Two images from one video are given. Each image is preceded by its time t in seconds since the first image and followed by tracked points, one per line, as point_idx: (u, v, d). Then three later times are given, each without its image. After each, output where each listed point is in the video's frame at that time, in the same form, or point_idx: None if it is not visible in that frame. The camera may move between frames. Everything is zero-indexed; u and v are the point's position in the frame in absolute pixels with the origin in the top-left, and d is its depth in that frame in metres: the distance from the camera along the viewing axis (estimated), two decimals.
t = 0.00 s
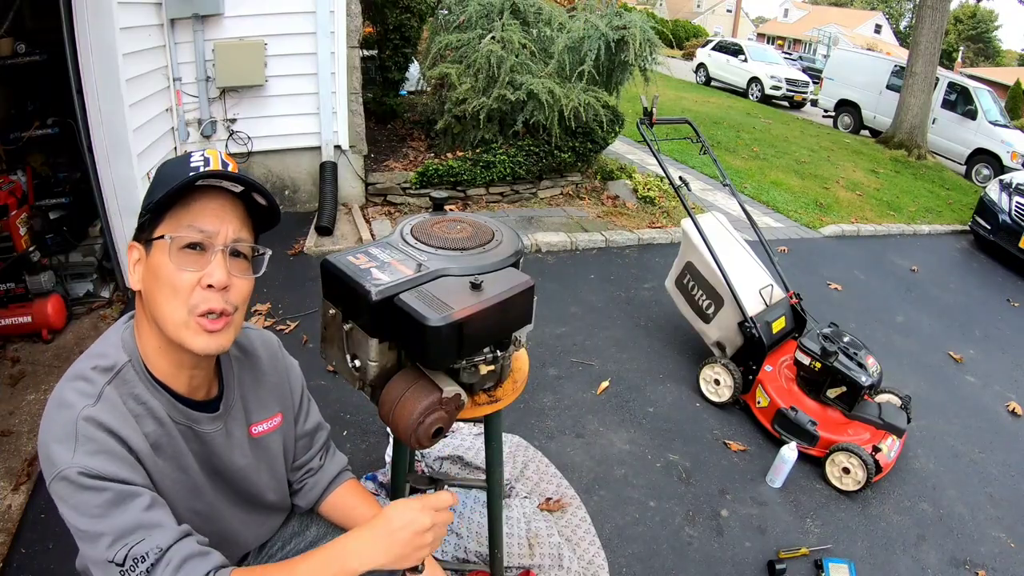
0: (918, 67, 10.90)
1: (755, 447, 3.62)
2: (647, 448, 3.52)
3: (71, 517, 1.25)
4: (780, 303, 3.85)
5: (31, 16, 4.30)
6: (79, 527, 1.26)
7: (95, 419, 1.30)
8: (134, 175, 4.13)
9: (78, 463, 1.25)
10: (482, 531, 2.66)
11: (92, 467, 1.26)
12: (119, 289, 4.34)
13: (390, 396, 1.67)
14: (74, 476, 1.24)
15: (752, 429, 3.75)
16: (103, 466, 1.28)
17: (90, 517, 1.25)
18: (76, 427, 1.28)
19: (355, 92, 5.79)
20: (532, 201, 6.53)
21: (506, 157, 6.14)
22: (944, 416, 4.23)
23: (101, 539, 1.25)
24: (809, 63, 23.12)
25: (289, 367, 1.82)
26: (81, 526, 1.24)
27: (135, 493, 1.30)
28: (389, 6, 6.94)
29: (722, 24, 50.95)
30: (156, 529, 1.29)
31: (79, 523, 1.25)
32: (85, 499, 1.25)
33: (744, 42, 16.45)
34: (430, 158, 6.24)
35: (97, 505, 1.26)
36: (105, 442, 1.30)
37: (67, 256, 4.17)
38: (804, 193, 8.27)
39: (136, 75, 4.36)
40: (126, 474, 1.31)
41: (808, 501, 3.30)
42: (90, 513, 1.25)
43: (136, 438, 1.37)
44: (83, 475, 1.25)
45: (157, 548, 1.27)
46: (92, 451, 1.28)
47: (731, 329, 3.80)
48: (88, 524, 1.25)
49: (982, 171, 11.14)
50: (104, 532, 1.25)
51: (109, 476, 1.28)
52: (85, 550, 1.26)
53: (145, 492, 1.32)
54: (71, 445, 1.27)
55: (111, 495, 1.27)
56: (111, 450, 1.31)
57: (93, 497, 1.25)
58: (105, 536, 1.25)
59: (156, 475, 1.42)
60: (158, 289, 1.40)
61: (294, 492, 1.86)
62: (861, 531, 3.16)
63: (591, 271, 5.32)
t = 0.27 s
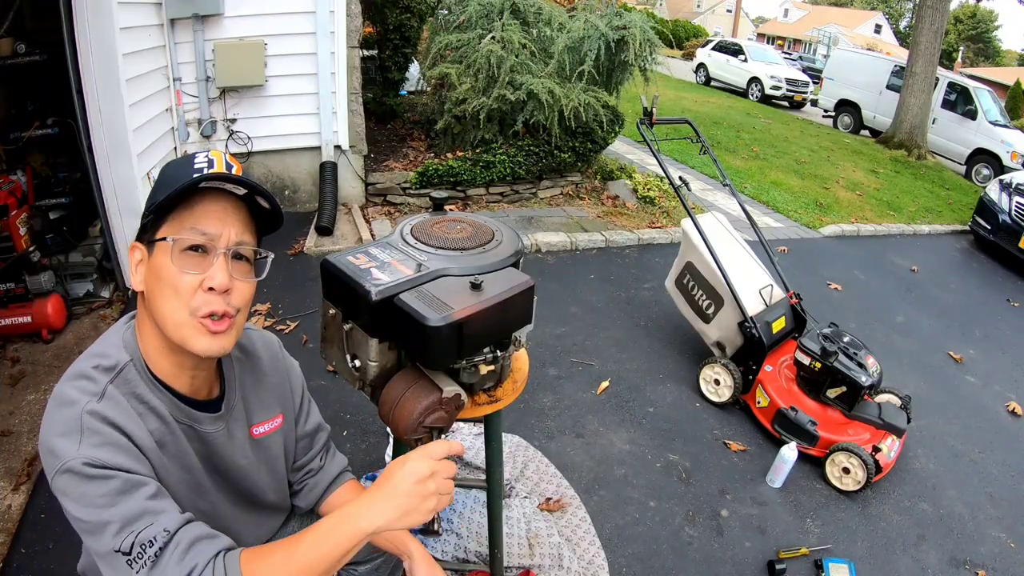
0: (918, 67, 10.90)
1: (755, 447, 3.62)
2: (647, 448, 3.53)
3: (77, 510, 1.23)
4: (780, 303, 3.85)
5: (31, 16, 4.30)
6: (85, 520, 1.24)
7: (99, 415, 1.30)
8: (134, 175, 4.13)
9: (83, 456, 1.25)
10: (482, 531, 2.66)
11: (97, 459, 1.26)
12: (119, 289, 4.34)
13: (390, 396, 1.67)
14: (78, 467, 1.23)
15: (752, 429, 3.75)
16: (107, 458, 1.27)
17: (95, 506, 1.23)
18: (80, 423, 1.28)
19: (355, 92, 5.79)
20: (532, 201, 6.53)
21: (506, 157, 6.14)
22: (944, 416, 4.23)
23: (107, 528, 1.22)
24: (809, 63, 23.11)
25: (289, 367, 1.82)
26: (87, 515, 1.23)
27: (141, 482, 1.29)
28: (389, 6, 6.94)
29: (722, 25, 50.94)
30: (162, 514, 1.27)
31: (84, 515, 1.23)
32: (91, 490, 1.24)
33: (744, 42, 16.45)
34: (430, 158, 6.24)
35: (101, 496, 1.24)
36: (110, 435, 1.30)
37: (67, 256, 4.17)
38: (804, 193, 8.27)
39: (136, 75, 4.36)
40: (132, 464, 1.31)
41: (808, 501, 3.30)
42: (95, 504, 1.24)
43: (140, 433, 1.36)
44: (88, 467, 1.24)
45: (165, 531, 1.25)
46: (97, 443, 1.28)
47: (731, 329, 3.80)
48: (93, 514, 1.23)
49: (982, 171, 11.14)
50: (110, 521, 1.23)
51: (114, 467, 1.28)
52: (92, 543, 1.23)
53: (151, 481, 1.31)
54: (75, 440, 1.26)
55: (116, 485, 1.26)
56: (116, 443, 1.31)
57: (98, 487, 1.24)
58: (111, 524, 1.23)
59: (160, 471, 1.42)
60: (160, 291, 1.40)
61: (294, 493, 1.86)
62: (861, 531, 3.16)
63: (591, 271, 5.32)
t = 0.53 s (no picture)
0: (918, 67, 10.89)
1: (755, 447, 3.62)
2: (647, 448, 3.53)
3: (81, 505, 1.23)
4: (780, 303, 3.85)
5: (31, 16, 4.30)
6: (90, 515, 1.24)
7: (100, 412, 1.30)
8: (134, 175, 4.13)
9: (86, 451, 1.25)
10: (482, 531, 2.65)
11: (99, 454, 1.26)
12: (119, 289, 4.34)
13: (389, 396, 1.67)
14: (81, 463, 1.23)
15: (752, 429, 3.75)
16: (109, 453, 1.27)
17: (100, 501, 1.23)
18: (80, 420, 1.28)
19: (355, 92, 5.79)
20: (532, 201, 6.53)
21: (506, 157, 6.14)
22: (944, 416, 4.23)
23: (114, 522, 1.23)
24: (809, 63, 23.11)
25: (290, 367, 1.81)
26: (93, 510, 1.23)
27: (144, 475, 1.29)
28: (389, 6, 6.94)
29: (722, 24, 50.93)
30: (168, 504, 1.27)
31: (90, 509, 1.23)
32: (94, 485, 1.24)
33: (744, 42, 16.45)
34: (430, 158, 6.24)
35: (106, 490, 1.24)
36: (111, 431, 1.30)
37: (67, 256, 4.17)
38: (804, 193, 8.27)
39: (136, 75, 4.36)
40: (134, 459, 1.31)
41: (808, 501, 3.30)
42: (100, 499, 1.24)
43: (141, 430, 1.36)
44: (91, 462, 1.24)
45: (172, 520, 1.25)
46: (98, 440, 1.28)
47: (731, 329, 3.80)
48: (99, 509, 1.23)
49: (982, 171, 11.14)
50: (116, 513, 1.23)
51: (117, 461, 1.27)
52: (98, 537, 1.23)
53: (154, 473, 1.31)
54: (77, 436, 1.27)
55: (120, 479, 1.26)
56: (117, 438, 1.31)
57: (101, 483, 1.24)
58: (118, 517, 1.23)
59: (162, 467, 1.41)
60: (157, 289, 1.39)
61: (294, 493, 1.86)
62: (861, 531, 3.16)
63: (591, 271, 5.32)
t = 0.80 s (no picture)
0: (918, 67, 10.89)
1: (755, 447, 3.62)
2: (647, 448, 3.52)
3: (77, 518, 1.24)
4: (780, 303, 3.85)
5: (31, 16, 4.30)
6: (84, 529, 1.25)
7: (96, 417, 1.30)
8: (134, 175, 4.13)
9: (81, 463, 1.25)
10: (482, 531, 2.66)
11: (95, 468, 1.25)
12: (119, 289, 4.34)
13: (390, 396, 1.67)
14: (77, 477, 1.24)
15: (752, 429, 3.75)
16: (105, 465, 1.27)
17: (95, 516, 1.25)
18: (76, 425, 1.28)
19: (355, 92, 5.79)
20: (532, 201, 6.53)
21: (506, 157, 6.14)
22: (944, 415, 4.24)
23: (107, 541, 1.25)
24: (809, 63, 23.09)
25: (289, 363, 1.82)
26: (85, 526, 1.24)
27: (139, 494, 1.30)
28: (389, 6, 6.93)
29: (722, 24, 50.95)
30: (162, 531, 1.30)
31: (83, 523, 1.24)
32: (90, 500, 1.24)
33: (744, 42, 16.45)
34: (430, 158, 6.24)
35: (101, 506, 1.25)
36: (106, 439, 1.30)
37: (67, 256, 4.17)
38: (804, 193, 8.27)
39: (136, 75, 4.36)
40: (130, 471, 1.30)
41: (808, 501, 3.30)
42: (95, 514, 1.25)
43: (138, 434, 1.36)
44: (87, 476, 1.24)
45: (163, 550, 1.28)
46: (92, 450, 1.27)
47: (731, 329, 3.80)
48: (92, 526, 1.24)
49: (982, 171, 11.14)
50: (109, 533, 1.25)
51: (112, 476, 1.27)
52: (91, 550, 1.25)
53: (150, 492, 1.32)
54: (73, 444, 1.27)
55: (115, 496, 1.26)
56: (113, 448, 1.30)
57: (97, 498, 1.25)
58: (111, 537, 1.25)
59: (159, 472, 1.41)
60: (150, 287, 1.40)
61: (294, 489, 1.85)
62: (861, 531, 3.16)
63: (591, 271, 5.32)
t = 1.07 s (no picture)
0: (918, 67, 10.89)
1: (755, 447, 3.62)
2: (647, 448, 3.52)
3: (68, 528, 1.26)
4: (780, 303, 3.85)
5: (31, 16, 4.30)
6: (73, 539, 1.27)
7: (93, 425, 1.30)
8: (134, 175, 4.13)
9: (75, 476, 1.26)
10: (482, 531, 2.65)
11: (89, 481, 1.26)
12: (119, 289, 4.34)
13: (390, 396, 1.67)
14: (71, 489, 1.25)
15: (752, 429, 3.75)
16: (98, 479, 1.28)
17: (86, 529, 1.27)
18: (74, 433, 1.28)
19: (355, 92, 5.79)
20: (532, 201, 6.53)
21: (506, 157, 6.14)
22: (944, 415, 4.24)
23: (94, 554, 1.28)
24: (809, 63, 23.08)
25: (289, 365, 1.82)
26: (75, 539, 1.26)
27: (129, 515, 1.31)
28: (389, 6, 6.93)
29: (722, 24, 50.96)
30: (149, 552, 1.32)
31: (72, 537, 1.26)
32: (82, 514, 1.26)
33: (744, 42, 16.46)
34: (430, 158, 6.24)
35: (92, 520, 1.27)
36: (101, 450, 1.30)
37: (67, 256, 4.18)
38: (804, 193, 8.27)
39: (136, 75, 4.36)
40: (122, 487, 1.31)
41: (808, 501, 3.30)
42: (86, 527, 1.27)
43: (134, 443, 1.36)
44: (80, 490, 1.26)
45: (148, 572, 1.31)
46: (87, 462, 1.28)
47: (731, 329, 3.80)
48: (82, 538, 1.27)
49: (982, 171, 11.14)
50: (98, 547, 1.28)
51: (105, 491, 1.29)
52: (78, 560, 1.28)
53: (141, 514, 1.33)
54: (69, 454, 1.27)
55: (105, 513, 1.28)
56: (108, 460, 1.31)
57: (88, 513, 1.27)
58: (98, 552, 1.28)
59: (154, 480, 1.42)
60: (159, 286, 1.39)
61: (294, 491, 1.85)
62: (861, 531, 3.16)
63: (591, 271, 5.32)
